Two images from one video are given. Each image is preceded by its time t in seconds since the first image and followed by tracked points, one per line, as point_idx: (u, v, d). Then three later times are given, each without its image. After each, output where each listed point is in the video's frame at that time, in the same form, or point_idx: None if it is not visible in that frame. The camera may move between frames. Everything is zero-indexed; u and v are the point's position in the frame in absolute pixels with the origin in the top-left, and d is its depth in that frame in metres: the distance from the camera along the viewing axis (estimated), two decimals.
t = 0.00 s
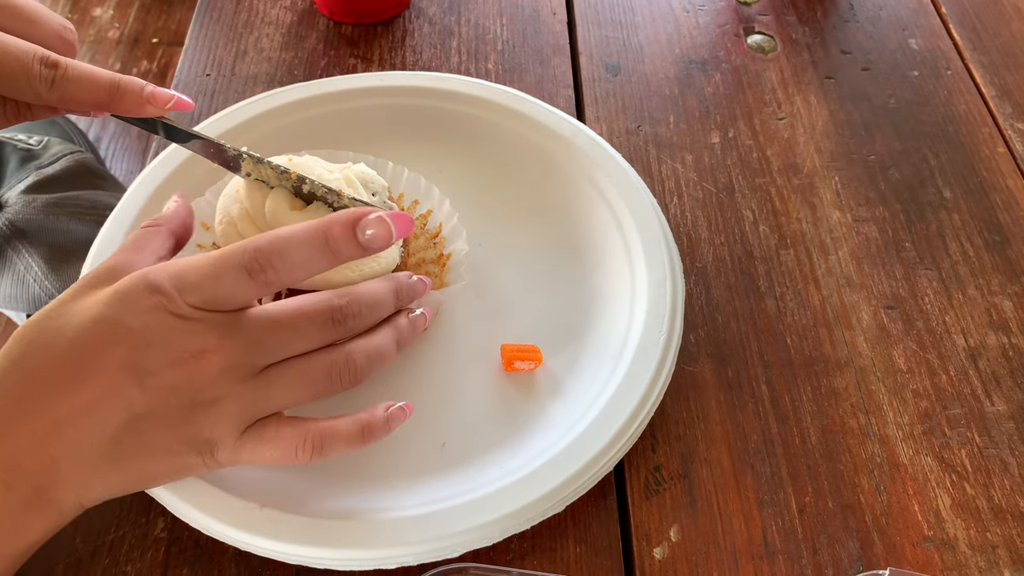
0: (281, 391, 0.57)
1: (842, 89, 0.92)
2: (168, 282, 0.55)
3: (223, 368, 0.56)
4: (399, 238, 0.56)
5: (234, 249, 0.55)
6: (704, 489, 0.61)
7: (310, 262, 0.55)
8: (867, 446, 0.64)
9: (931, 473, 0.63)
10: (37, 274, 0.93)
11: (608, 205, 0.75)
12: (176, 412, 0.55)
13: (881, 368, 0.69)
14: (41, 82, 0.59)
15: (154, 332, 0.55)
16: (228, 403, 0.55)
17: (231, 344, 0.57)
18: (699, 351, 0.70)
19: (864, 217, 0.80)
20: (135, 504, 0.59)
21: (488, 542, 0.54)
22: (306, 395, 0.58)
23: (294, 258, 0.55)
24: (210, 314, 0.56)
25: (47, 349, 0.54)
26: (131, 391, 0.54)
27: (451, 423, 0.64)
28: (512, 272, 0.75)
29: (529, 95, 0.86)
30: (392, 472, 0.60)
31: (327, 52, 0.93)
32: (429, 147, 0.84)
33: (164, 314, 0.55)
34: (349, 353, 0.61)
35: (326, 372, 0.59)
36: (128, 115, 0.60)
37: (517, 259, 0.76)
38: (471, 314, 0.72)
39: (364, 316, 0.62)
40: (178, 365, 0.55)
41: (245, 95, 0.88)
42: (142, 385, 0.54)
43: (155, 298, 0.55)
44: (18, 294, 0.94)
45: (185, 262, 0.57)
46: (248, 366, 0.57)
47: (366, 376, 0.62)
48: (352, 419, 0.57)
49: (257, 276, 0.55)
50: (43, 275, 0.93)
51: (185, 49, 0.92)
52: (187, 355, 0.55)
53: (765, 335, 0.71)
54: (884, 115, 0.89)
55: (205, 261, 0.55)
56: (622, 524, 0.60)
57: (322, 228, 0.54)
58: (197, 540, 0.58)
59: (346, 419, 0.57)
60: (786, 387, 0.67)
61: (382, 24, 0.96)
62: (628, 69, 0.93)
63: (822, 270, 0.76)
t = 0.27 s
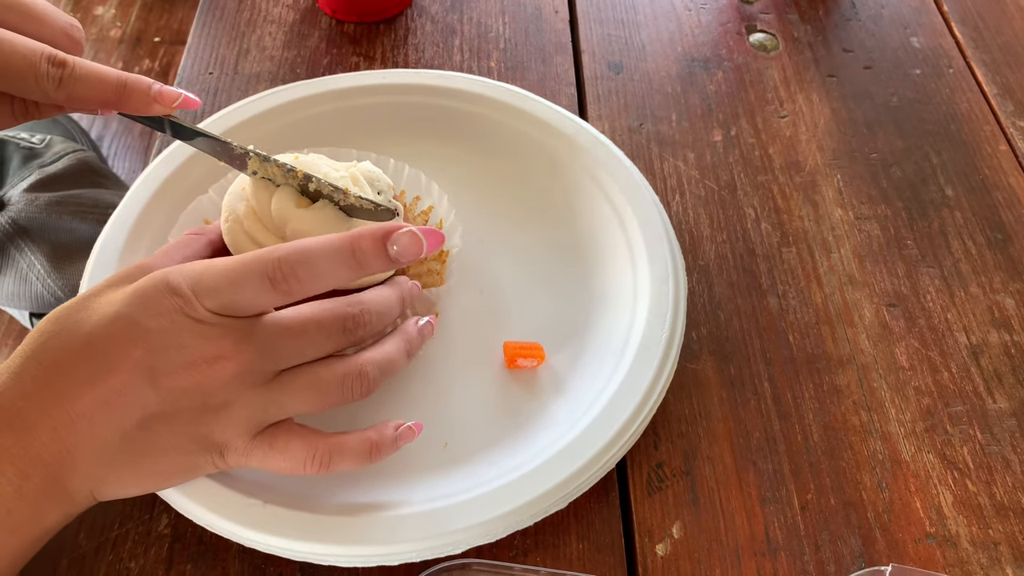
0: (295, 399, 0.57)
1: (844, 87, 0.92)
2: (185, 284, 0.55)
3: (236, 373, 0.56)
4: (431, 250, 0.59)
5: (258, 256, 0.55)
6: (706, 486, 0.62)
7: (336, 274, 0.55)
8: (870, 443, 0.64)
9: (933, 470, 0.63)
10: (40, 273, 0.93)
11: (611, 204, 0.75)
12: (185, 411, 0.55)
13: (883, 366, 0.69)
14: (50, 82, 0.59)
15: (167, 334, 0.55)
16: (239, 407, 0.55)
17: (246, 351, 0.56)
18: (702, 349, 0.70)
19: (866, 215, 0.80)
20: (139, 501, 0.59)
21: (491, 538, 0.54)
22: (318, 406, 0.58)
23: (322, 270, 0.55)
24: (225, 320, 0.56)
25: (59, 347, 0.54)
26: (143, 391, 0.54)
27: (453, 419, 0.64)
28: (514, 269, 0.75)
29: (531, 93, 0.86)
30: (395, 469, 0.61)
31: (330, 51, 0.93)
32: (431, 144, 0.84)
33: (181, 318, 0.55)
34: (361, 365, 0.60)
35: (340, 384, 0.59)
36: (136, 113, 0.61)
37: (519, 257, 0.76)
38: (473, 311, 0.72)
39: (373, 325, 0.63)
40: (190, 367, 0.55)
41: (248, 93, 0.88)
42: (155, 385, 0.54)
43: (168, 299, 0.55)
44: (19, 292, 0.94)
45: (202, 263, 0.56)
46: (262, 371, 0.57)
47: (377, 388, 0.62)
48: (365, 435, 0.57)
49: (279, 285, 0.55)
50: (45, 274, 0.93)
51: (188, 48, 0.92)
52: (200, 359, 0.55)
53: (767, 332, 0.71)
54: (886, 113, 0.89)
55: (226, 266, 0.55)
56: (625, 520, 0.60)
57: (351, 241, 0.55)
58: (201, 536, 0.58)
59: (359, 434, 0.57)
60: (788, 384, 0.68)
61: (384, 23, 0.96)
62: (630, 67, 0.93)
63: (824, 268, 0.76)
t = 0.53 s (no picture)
0: (294, 398, 0.57)
1: (844, 86, 0.92)
2: (184, 283, 0.55)
3: (235, 373, 0.56)
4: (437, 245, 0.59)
5: (263, 252, 0.55)
6: (705, 484, 0.62)
7: (344, 269, 0.56)
8: (869, 441, 0.65)
9: (932, 468, 0.63)
10: (40, 272, 0.93)
11: (611, 202, 0.75)
12: (184, 410, 0.55)
13: (883, 364, 0.69)
14: (58, 90, 0.59)
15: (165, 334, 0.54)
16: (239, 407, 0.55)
17: (244, 349, 0.56)
18: (701, 347, 0.70)
19: (866, 213, 0.80)
20: (138, 499, 0.59)
21: (490, 537, 0.54)
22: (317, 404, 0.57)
23: (330, 264, 0.55)
24: (223, 319, 0.56)
25: (59, 347, 0.54)
26: (142, 392, 0.54)
27: (453, 417, 0.64)
28: (514, 268, 0.75)
29: (531, 92, 0.86)
30: (395, 467, 0.61)
31: (330, 50, 0.93)
32: (431, 143, 0.84)
33: (180, 318, 0.55)
34: (360, 361, 0.60)
35: (339, 380, 0.58)
36: (143, 119, 0.61)
37: (519, 255, 0.76)
38: (473, 310, 0.72)
39: (367, 312, 0.63)
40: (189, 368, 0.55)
41: (248, 91, 0.88)
42: (154, 386, 0.54)
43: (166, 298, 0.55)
44: (19, 291, 0.94)
45: (199, 263, 0.56)
46: (261, 369, 0.57)
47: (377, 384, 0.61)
48: (364, 433, 0.57)
49: (285, 281, 0.54)
50: (45, 272, 0.93)
51: (189, 46, 0.92)
52: (200, 359, 0.55)
53: (767, 330, 0.71)
54: (886, 112, 0.89)
55: (227, 264, 0.55)
56: (624, 519, 0.60)
57: (360, 235, 0.55)
58: (200, 534, 0.58)
59: (358, 432, 0.57)
60: (787, 383, 0.68)
61: (384, 21, 0.96)
62: (630, 66, 0.93)
63: (824, 266, 0.76)
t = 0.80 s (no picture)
0: (291, 397, 0.57)
1: (843, 86, 0.92)
2: (182, 282, 0.55)
3: (232, 371, 0.56)
4: (432, 240, 0.60)
5: (262, 249, 0.55)
6: (704, 485, 0.62)
7: (345, 265, 0.56)
8: (868, 442, 0.65)
9: (931, 469, 0.63)
10: (40, 271, 0.93)
11: (610, 203, 0.75)
12: (183, 411, 0.55)
13: (882, 365, 0.69)
14: (65, 105, 0.59)
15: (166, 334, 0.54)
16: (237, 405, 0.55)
17: (240, 347, 0.56)
18: (700, 348, 0.70)
19: (865, 214, 0.80)
20: (137, 499, 0.60)
21: (489, 537, 0.54)
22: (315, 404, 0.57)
23: (331, 261, 0.55)
24: (220, 318, 0.56)
25: (59, 348, 0.54)
26: (141, 392, 0.54)
27: (452, 418, 0.64)
28: (513, 268, 0.75)
29: (531, 93, 0.86)
30: (393, 468, 0.61)
31: (329, 50, 0.93)
32: (430, 143, 0.84)
33: (179, 320, 0.55)
34: (358, 360, 0.60)
35: (336, 379, 0.58)
36: (151, 133, 0.61)
37: (518, 256, 0.76)
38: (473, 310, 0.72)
39: (364, 308, 0.62)
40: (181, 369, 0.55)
41: (247, 92, 0.88)
42: (152, 386, 0.54)
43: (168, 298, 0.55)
44: (20, 291, 0.94)
45: (197, 262, 0.56)
46: (260, 370, 0.57)
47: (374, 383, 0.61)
48: (363, 438, 0.57)
49: (285, 277, 0.54)
50: (45, 273, 0.93)
51: (188, 47, 0.92)
52: (198, 358, 0.55)
53: (766, 331, 0.71)
54: (885, 112, 0.89)
55: (225, 262, 0.55)
56: (622, 519, 0.60)
57: (359, 232, 0.56)
58: (199, 535, 0.58)
59: (357, 436, 0.57)
60: (786, 383, 0.68)
61: (384, 22, 0.96)
62: (629, 66, 0.93)
63: (822, 267, 0.76)
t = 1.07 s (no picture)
0: (302, 399, 0.56)
1: (848, 86, 0.92)
2: (194, 283, 0.55)
3: (243, 372, 0.56)
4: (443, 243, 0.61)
5: (279, 249, 0.55)
6: (711, 484, 0.62)
7: (361, 266, 0.57)
8: (874, 441, 0.65)
9: (937, 469, 0.63)
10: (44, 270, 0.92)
11: (616, 203, 0.75)
12: (193, 411, 0.55)
13: (887, 364, 0.69)
14: (88, 121, 0.59)
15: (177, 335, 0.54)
16: (249, 407, 0.55)
17: (252, 348, 0.56)
18: (706, 347, 0.70)
19: (870, 213, 0.80)
20: (145, 499, 0.60)
21: (497, 536, 0.54)
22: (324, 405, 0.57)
23: (348, 261, 0.56)
24: (232, 318, 0.56)
25: (70, 352, 0.54)
26: (152, 393, 0.54)
27: (458, 418, 0.64)
28: (518, 268, 0.75)
29: (536, 93, 0.86)
30: (401, 467, 0.61)
31: (334, 50, 0.93)
32: (435, 143, 0.85)
33: (188, 319, 0.55)
34: (369, 361, 0.60)
35: (346, 380, 0.58)
36: (172, 146, 0.61)
37: (524, 256, 0.76)
38: (479, 310, 0.73)
39: (371, 307, 0.63)
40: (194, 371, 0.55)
41: (252, 92, 0.88)
42: (164, 387, 0.54)
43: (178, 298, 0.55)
44: (24, 291, 0.93)
45: (209, 264, 0.57)
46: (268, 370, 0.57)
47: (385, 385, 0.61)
48: (373, 441, 0.58)
49: (303, 276, 0.55)
50: (49, 273, 0.92)
51: (193, 47, 0.92)
52: (208, 358, 0.55)
53: (771, 330, 0.71)
54: (889, 112, 0.89)
55: (241, 263, 0.55)
56: (629, 518, 0.60)
57: (375, 233, 0.57)
58: (207, 534, 0.58)
59: (367, 439, 0.58)
60: (792, 383, 0.68)
61: (388, 22, 0.96)
62: (634, 66, 0.93)
63: (828, 266, 0.76)
